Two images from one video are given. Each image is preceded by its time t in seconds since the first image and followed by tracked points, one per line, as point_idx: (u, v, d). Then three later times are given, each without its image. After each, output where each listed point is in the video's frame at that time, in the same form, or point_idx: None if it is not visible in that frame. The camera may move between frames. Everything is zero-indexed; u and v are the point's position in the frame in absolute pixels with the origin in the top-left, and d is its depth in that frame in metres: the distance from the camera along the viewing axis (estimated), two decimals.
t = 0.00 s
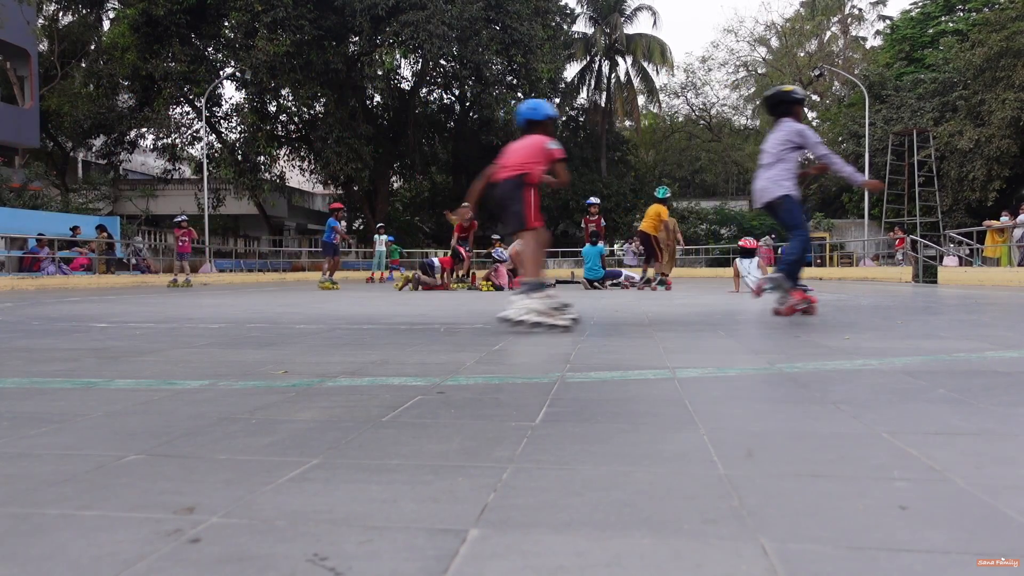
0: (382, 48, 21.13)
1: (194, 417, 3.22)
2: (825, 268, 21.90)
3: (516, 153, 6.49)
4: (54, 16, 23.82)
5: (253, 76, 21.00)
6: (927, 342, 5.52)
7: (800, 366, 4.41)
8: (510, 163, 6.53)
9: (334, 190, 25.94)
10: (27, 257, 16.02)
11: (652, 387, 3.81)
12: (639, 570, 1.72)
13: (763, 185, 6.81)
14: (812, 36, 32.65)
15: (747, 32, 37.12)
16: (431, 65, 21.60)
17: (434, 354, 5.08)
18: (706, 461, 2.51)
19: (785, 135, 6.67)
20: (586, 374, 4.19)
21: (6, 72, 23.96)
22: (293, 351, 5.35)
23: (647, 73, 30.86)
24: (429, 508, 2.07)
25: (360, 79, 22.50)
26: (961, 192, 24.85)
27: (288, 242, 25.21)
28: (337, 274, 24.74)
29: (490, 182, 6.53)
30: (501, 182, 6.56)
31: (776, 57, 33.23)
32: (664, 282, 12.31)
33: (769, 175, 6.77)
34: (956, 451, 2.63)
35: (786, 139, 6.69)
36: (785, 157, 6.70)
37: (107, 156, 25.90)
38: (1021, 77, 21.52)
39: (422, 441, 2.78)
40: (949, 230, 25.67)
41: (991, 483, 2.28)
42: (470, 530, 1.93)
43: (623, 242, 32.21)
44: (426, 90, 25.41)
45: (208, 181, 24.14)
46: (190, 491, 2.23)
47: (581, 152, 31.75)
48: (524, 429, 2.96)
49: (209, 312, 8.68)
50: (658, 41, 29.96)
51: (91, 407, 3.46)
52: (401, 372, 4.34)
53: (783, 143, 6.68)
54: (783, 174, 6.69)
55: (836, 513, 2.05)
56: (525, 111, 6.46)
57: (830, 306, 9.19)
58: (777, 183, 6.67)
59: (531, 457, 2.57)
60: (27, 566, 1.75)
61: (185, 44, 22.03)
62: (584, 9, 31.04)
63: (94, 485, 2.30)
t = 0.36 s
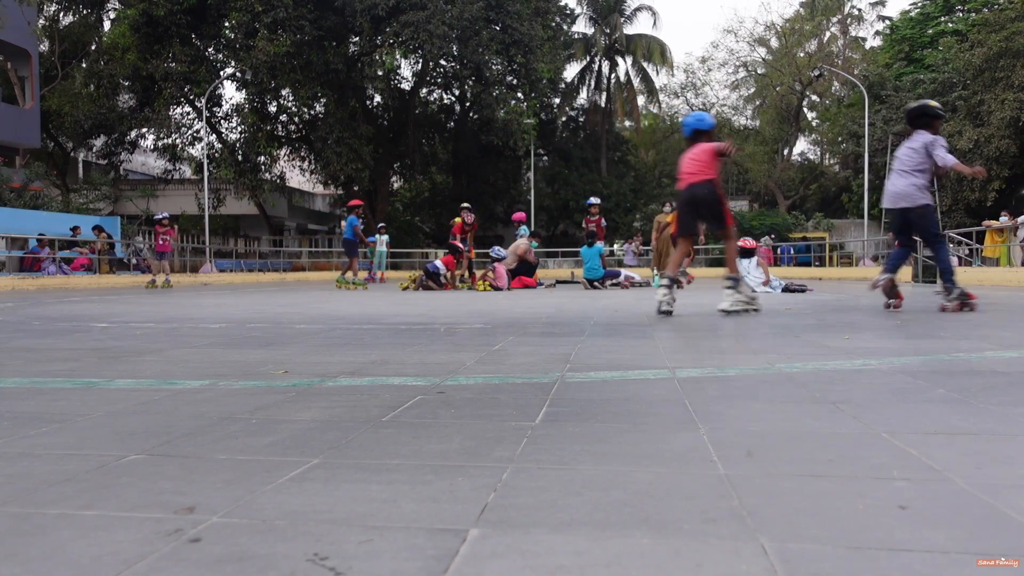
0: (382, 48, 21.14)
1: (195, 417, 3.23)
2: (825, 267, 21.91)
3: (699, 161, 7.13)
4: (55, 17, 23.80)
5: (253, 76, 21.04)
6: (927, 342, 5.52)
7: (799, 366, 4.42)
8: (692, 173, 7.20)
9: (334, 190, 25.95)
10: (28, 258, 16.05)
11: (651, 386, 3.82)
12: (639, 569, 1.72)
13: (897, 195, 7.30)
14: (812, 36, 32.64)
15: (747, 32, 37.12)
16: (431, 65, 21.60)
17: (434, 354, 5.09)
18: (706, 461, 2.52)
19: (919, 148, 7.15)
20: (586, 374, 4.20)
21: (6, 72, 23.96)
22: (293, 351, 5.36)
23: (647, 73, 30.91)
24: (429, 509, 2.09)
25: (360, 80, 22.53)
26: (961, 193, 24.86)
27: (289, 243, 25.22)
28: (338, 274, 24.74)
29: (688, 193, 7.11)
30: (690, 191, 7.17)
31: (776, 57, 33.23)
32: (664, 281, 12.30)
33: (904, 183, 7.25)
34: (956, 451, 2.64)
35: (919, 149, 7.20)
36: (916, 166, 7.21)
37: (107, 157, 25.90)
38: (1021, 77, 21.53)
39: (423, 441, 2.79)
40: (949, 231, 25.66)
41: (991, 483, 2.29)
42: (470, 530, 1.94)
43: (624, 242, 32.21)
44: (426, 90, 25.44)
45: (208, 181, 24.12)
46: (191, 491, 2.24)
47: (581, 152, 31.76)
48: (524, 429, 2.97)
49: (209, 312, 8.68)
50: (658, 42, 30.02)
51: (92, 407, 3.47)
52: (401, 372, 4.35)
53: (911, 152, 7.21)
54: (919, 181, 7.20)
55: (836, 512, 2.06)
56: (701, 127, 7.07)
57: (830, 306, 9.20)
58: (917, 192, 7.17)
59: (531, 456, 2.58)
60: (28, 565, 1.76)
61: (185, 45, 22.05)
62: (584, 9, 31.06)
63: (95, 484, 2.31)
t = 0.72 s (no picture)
0: (382, 48, 21.12)
1: (194, 417, 3.22)
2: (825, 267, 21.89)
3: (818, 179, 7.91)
4: (54, 16, 23.79)
5: (253, 76, 21.04)
6: (927, 342, 5.52)
7: (799, 366, 4.42)
8: (808, 187, 7.95)
9: (333, 190, 25.94)
10: (28, 257, 16.07)
11: (651, 387, 3.82)
12: (638, 569, 1.72)
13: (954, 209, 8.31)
14: (812, 36, 32.60)
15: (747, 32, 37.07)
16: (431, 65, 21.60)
17: (434, 354, 5.09)
18: (706, 461, 2.51)
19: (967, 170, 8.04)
20: (587, 374, 4.20)
21: (6, 72, 23.95)
22: (293, 351, 5.36)
23: (647, 73, 30.89)
24: (430, 508, 2.08)
25: (360, 79, 22.49)
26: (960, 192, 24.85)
27: (288, 243, 25.22)
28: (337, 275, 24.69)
29: (804, 202, 7.86)
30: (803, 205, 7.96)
31: (776, 57, 33.23)
32: (664, 282, 12.28)
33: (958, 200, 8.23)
34: (955, 451, 2.64)
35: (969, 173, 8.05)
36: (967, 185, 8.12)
37: (107, 157, 25.87)
38: (1021, 77, 21.53)
39: (422, 441, 2.79)
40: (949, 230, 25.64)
41: (990, 483, 2.28)
42: (470, 531, 1.93)
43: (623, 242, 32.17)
44: (426, 90, 25.45)
45: (208, 181, 24.07)
46: (191, 491, 2.24)
47: (581, 152, 31.76)
48: (524, 429, 2.97)
49: (209, 312, 8.68)
50: (658, 41, 29.98)
51: (92, 407, 3.47)
52: (401, 372, 4.35)
53: (981, 175, 7.91)
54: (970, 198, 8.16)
55: (835, 513, 2.06)
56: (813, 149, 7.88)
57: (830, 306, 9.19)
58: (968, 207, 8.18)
59: (531, 457, 2.57)
60: (29, 565, 1.76)
61: (185, 45, 22.06)
62: (584, 9, 31.04)
63: (95, 485, 2.31)
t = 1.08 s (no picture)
0: (382, 47, 21.10)
1: (194, 417, 3.22)
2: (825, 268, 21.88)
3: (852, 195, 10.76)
4: (54, 16, 23.77)
5: (253, 76, 21.02)
6: (928, 342, 5.52)
7: (799, 366, 4.42)
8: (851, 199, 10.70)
9: (334, 190, 25.92)
10: (27, 257, 16.05)
11: (652, 387, 3.81)
12: (639, 569, 1.72)
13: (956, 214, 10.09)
14: (812, 36, 32.56)
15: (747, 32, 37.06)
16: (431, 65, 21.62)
17: (434, 354, 5.09)
18: (706, 461, 2.51)
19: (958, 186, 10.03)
20: (587, 374, 4.19)
21: (6, 72, 23.92)
22: (293, 351, 5.36)
23: (647, 73, 30.87)
24: (429, 508, 2.08)
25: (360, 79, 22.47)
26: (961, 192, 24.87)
27: (288, 243, 25.22)
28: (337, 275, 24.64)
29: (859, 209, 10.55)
30: (851, 211, 10.66)
31: (776, 57, 33.21)
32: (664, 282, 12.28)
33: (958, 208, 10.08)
34: (956, 451, 2.63)
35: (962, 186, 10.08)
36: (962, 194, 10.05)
37: (107, 157, 25.85)
38: (1021, 77, 21.53)
39: (423, 441, 2.78)
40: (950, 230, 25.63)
41: (991, 483, 2.28)
42: (470, 531, 1.93)
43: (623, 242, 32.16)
44: (425, 90, 25.46)
45: (207, 181, 24.02)
46: (191, 491, 2.23)
47: (581, 152, 31.76)
48: (524, 430, 2.96)
49: (209, 312, 8.67)
50: (658, 41, 29.96)
51: (92, 407, 3.46)
52: (401, 372, 4.34)
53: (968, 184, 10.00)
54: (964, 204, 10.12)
55: (836, 513, 2.05)
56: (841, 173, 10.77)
57: (830, 306, 9.19)
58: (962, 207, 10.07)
59: (531, 457, 2.57)
60: (28, 565, 1.75)
61: (185, 45, 22.05)
62: (585, 9, 31.03)
63: (95, 485, 2.30)
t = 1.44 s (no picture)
0: (382, 47, 21.09)
1: (194, 417, 3.21)
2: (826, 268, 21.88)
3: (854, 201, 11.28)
4: (54, 16, 23.75)
5: (253, 76, 21.01)
6: (928, 342, 5.51)
7: (799, 366, 4.41)
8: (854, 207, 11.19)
9: (333, 190, 25.91)
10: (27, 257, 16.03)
11: (652, 387, 3.81)
12: (639, 569, 1.71)
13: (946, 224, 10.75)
14: (812, 35, 32.53)
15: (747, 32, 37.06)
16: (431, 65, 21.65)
17: (434, 354, 5.08)
18: (707, 461, 2.50)
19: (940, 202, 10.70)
20: (587, 374, 4.19)
21: (6, 72, 23.90)
22: (293, 351, 5.36)
23: (647, 73, 30.85)
24: (430, 508, 2.07)
25: (360, 79, 22.46)
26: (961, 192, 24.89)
27: (289, 243, 25.22)
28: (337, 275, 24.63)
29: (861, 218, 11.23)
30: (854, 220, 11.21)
31: (777, 57, 33.18)
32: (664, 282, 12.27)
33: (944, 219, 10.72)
34: (956, 451, 2.62)
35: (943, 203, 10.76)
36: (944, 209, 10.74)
37: (107, 156, 25.83)
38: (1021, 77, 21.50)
39: (423, 441, 2.78)
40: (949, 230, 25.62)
41: (991, 483, 2.27)
42: (470, 530, 1.92)
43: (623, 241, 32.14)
44: (425, 90, 25.47)
45: (207, 181, 24.00)
46: (191, 491, 2.22)
47: (581, 152, 31.78)
48: (524, 429, 2.95)
49: (209, 312, 8.67)
50: (658, 41, 29.94)
51: (91, 407, 3.45)
52: (401, 372, 4.34)
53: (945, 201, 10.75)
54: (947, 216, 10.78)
55: (836, 512, 2.05)
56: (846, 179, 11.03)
57: (831, 306, 9.18)
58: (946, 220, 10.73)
59: (531, 457, 2.56)
60: (27, 565, 1.74)
61: (184, 44, 22.05)
62: (585, 8, 31.03)
63: (94, 485, 2.30)
